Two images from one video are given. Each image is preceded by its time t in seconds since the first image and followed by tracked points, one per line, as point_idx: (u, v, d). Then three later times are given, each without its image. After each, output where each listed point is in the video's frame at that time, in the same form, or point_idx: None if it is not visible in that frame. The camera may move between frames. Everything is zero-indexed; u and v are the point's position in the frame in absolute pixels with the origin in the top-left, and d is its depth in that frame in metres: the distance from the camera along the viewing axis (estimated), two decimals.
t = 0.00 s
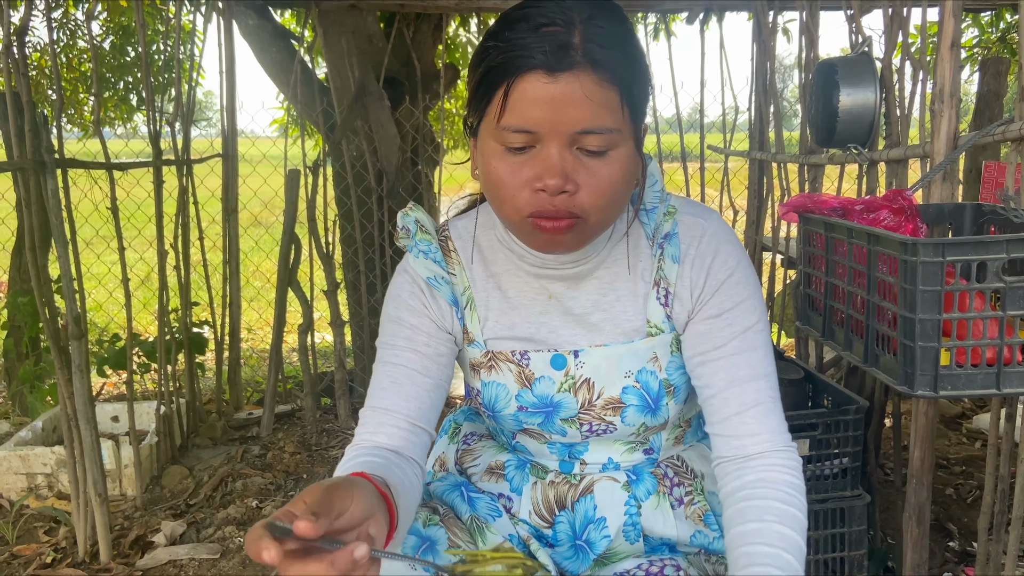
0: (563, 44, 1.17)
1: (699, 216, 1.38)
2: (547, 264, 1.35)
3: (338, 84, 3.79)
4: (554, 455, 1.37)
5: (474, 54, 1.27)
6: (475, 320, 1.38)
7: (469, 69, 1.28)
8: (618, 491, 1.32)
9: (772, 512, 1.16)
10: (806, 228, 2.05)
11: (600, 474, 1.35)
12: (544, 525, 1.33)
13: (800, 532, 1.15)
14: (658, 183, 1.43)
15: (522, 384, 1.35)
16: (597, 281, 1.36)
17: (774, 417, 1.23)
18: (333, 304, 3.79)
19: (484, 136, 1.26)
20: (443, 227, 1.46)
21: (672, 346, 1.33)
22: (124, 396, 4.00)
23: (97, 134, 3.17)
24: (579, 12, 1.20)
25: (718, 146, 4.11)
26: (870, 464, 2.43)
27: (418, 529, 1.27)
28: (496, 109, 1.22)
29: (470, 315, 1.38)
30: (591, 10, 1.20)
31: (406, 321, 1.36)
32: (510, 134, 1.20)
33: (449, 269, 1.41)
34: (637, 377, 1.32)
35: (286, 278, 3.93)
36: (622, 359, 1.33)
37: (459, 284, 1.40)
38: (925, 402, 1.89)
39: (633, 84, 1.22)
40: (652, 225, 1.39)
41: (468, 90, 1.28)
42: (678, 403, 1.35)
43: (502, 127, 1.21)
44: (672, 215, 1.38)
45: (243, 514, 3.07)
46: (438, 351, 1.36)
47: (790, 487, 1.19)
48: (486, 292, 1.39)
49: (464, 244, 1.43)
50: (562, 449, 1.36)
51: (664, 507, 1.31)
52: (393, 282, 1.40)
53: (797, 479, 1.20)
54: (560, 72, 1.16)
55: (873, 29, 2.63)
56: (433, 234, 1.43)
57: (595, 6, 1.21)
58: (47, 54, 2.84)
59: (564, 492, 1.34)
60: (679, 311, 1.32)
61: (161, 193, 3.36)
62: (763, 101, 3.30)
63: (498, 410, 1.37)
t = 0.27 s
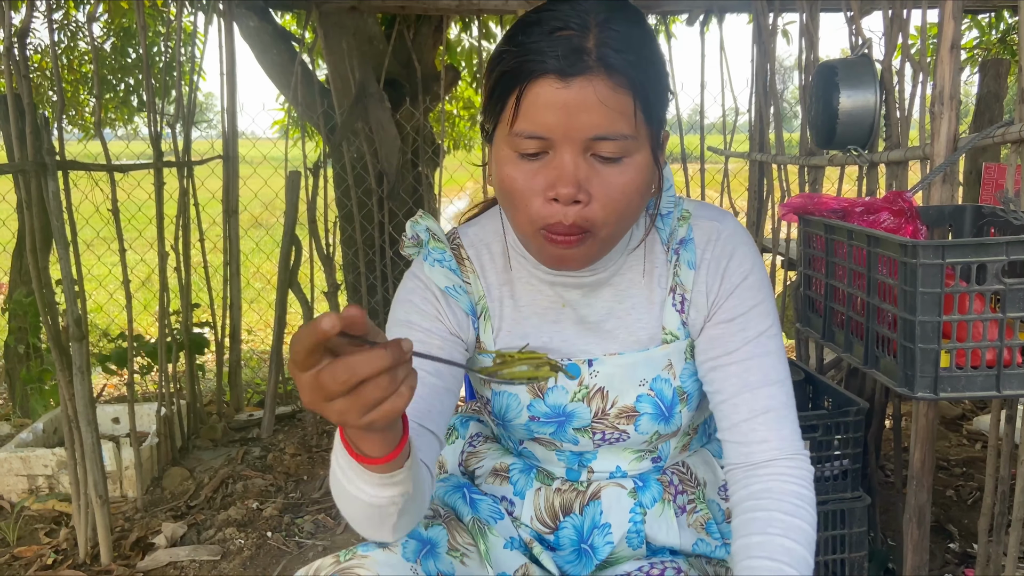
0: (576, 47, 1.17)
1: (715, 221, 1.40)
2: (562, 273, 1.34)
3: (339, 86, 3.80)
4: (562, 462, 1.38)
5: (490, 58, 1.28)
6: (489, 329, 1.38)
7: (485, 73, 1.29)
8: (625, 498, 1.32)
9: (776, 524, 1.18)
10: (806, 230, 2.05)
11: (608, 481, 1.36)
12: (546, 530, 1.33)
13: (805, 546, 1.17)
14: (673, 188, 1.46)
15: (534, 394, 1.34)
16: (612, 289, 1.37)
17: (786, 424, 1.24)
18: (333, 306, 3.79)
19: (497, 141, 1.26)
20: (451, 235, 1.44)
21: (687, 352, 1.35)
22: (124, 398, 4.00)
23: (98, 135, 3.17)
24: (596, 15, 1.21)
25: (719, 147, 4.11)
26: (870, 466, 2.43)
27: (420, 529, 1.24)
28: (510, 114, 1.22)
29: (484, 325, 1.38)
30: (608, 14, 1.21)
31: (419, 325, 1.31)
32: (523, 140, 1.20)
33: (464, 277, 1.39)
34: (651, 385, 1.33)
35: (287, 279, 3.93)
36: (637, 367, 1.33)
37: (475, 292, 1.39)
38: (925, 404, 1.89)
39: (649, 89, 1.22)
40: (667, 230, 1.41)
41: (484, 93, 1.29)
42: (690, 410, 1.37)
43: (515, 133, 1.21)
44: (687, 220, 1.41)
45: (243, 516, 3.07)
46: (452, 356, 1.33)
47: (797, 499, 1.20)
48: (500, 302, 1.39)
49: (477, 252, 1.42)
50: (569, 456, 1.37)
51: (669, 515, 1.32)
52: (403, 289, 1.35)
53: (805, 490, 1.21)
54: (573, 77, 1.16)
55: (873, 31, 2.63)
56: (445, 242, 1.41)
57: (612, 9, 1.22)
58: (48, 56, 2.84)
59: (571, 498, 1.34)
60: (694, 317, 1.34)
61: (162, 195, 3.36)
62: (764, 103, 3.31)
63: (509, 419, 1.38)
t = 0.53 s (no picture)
0: (582, 56, 1.17)
1: (718, 224, 1.40)
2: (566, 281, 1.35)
3: (339, 87, 3.81)
4: (563, 469, 1.37)
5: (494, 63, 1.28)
6: (490, 339, 1.37)
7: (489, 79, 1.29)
8: (626, 503, 1.32)
9: (777, 528, 1.18)
10: (805, 231, 2.06)
11: (609, 487, 1.35)
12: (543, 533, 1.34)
13: (807, 549, 1.17)
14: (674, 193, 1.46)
15: (536, 404, 1.35)
16: (614, 295, 1.37)
17: (788, 427, 1.24)
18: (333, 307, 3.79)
19: (502, 149, 1.26)
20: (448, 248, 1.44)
21: (690, 358, 1.35)
22: (125, 399, 4.00)
23: (98, 137, 3.17)
24: (605, 22, 1.21)
25: (718, 148, 4.11)
26: (870, 467, 2.43)
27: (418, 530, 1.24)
28: (514, 122, 1.22)
29: (486, 335, 1.37)
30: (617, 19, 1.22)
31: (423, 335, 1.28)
32: (527, 150, 1.20)
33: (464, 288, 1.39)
34: (655, 392, 1.33)
35: (287, 281, 3.93)
36: (640, 373, 1.33)
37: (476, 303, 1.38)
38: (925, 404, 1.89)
39: (656, 99, 1.21)
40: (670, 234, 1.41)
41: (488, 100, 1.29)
42: (693, 415, 1.37)
43: (519, 143, 1.21)
44: (689, 224, 1.41)
45: (243, 517, 3.07)
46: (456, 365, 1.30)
47: (798, 502, 1.20)
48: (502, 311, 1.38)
49: (477, 263, 1.42)
50: (570, 462, 1.37)
51: (669, 520, 1.33)
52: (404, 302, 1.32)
53: (806, 493, 1.21)
54: (580, 88, 1.16)
55: (873, 33, 2.63)
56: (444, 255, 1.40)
57: (621, 15, 1.22)
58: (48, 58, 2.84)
59: (572, 504, 1.34)
60: (698, 321, 1.34)
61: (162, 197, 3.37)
62: (763, 103, 3.31)
63: (511, 428, 1.38)
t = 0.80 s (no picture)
0: (576, 65, 1.17)
1: (715, 226, 1.39)
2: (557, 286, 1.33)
3: (339, 88, 3.81)
4: (560, 471, 1.38)
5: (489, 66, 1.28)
6: (486, 340, 1.38)
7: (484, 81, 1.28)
8: (623, 505, 1.32)
9: (774, 530, 1.18)
10: (804, 232, 2.05)
11: (606, 489, 1.35)
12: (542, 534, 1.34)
13: (804, 550, 1.17)
14: (671, 194, 1.44)
15: (532, 406, 1.35)
16: (608, 297, 1.36)
17: (784, 431, 1.24)
18: (333, 308, 3.79)
19: (495, 152, 1.26)
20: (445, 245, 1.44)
21: (685, 360, 1.34)
22: (125, 401, 4.00)
23: (97, 138, 3.16)
24: (602, 29, 1.20)
25: (718, 149, 4.11)
26: (870, 467, 2.43)
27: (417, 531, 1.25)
28: (507, 127, 1.22)
29: (482, 336, 1.38)
30: (615, 23, 1.21)
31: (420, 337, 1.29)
32: (519, 156, 1.20)
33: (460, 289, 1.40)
34: (650, 394, 1.33)
35: (287, 282, 3.93)
36: (636, 376, 1.33)
37: (472, 304, 1.39)
38: (925, 404, 1.89)
39: (649, 109, 1.21)
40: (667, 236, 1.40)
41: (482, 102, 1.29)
42: (689, 417, 1.37)
43: (511, 148, 1.21)
44: (685, 226, 1.40)
45: (243, 518, 3.07)
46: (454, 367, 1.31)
47: (794, 504, 1.20)
48: (497, 312, 1.39)
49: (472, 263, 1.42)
50: (566, 464, 1.37)
51: (667, 521, 1.32)
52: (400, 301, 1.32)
53: (804, 494, 1.21)
54: (572, 97, 1.16)
55: (872, 33, 2.63)
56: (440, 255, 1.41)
57: (620, 20, 1.21)
58: (47, 59, 2.84)
59: (569, 506, 1.34)
60: (694, 325, 1.33)
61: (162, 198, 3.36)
62: (763, 104, 3.31)
63: (507, 430, 1.38)
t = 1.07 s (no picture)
0: (569, 64, 1.17)
1: (714, 226, 1.38)
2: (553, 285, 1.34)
3: (339, 89, 3.81)
4: (559, 472, 1.37)
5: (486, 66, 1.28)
6: (485, 342, 1.38)
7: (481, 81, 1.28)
8: (623, 507, 1.32)
9: (773, 531, 1.18)
10: (804, 232, 2.05)
11: (606, 490, 1.35)
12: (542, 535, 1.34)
13: (804, 551, 1.17)
14: (670, 194, 1.44)
15: (531, 407, 1.35)
16: (607, 297, 1.36)
17: (783, 432, 1.24)
18: (334, 309, 3.79)
19: (489, 150, 1.26)
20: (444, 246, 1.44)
21: (685, 361, 1.34)
22: (125, 402, 4.00)
23: (97, 139, 3.16)
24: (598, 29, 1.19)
25: (718, 149, 4.11)
26: (871, 468, 2.43)
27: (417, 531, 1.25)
28: (501, 125, 1.22)
29: (480, 338, 1.38)
30: (613, 23, 1.21)
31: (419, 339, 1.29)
32: (512, 155, 1.20)
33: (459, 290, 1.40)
34: (649, 395, 1.33)
35: (287, 283, 3.92)
36: (634, 377, 1.33)
37: (470, 305, 1.39)
38: (925, 405, 1.89)
39: (645, 108, 1.20)
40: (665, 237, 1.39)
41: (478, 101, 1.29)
42: (688, 418, 1.37)
43: (504, 147, 1.21)
44: (684, 227, 1.39)
45: (244, 519, 3.07)
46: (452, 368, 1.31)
47: (793, 505, 1.20)
48: (495, 314, 1.39)
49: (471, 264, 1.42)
50: (566, 466, 1.37)
51: (667, 523, 1.32)
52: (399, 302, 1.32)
53: (804, 495, 1.21)
54: (564, 96, 1.16)
55: (872, 33, 2.63)
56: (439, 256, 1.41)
57: (617, 21, 1.21)
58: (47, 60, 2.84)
59: (569, 507, 1.34)
60: (693, 326, 1.33)
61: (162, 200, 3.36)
62: (763, 105, 3.31)
63: (507, 432, 1.38)
